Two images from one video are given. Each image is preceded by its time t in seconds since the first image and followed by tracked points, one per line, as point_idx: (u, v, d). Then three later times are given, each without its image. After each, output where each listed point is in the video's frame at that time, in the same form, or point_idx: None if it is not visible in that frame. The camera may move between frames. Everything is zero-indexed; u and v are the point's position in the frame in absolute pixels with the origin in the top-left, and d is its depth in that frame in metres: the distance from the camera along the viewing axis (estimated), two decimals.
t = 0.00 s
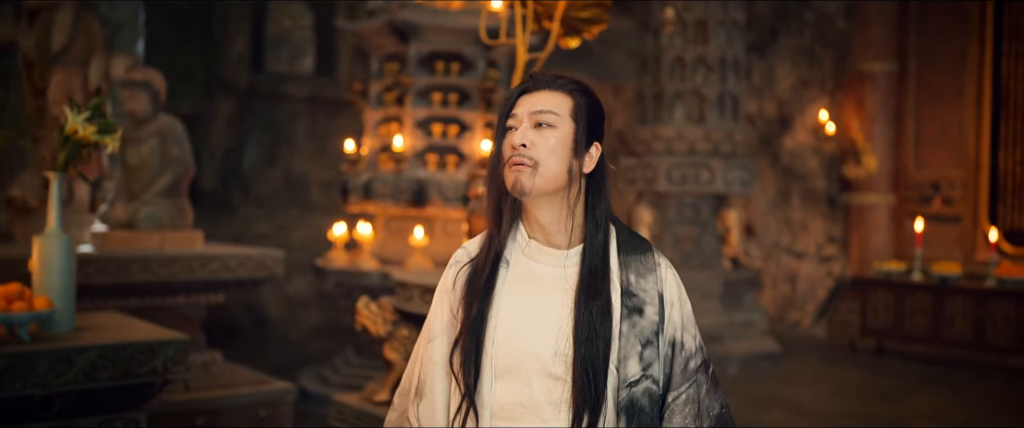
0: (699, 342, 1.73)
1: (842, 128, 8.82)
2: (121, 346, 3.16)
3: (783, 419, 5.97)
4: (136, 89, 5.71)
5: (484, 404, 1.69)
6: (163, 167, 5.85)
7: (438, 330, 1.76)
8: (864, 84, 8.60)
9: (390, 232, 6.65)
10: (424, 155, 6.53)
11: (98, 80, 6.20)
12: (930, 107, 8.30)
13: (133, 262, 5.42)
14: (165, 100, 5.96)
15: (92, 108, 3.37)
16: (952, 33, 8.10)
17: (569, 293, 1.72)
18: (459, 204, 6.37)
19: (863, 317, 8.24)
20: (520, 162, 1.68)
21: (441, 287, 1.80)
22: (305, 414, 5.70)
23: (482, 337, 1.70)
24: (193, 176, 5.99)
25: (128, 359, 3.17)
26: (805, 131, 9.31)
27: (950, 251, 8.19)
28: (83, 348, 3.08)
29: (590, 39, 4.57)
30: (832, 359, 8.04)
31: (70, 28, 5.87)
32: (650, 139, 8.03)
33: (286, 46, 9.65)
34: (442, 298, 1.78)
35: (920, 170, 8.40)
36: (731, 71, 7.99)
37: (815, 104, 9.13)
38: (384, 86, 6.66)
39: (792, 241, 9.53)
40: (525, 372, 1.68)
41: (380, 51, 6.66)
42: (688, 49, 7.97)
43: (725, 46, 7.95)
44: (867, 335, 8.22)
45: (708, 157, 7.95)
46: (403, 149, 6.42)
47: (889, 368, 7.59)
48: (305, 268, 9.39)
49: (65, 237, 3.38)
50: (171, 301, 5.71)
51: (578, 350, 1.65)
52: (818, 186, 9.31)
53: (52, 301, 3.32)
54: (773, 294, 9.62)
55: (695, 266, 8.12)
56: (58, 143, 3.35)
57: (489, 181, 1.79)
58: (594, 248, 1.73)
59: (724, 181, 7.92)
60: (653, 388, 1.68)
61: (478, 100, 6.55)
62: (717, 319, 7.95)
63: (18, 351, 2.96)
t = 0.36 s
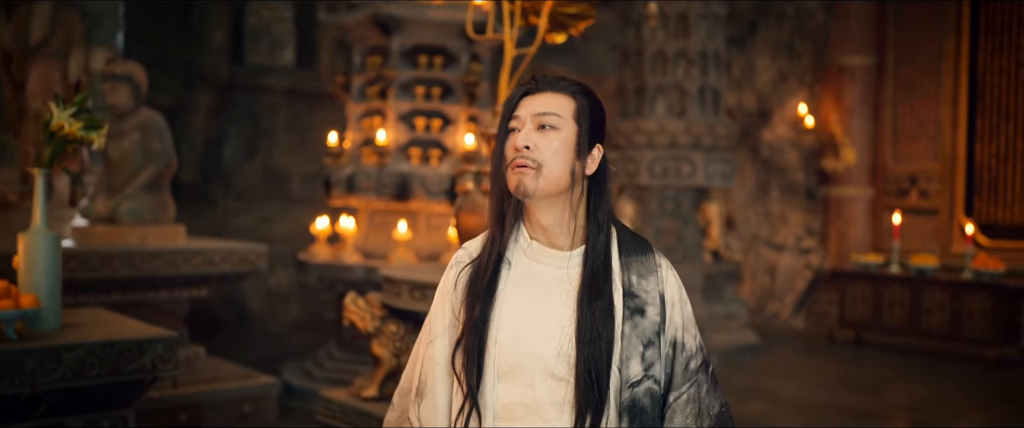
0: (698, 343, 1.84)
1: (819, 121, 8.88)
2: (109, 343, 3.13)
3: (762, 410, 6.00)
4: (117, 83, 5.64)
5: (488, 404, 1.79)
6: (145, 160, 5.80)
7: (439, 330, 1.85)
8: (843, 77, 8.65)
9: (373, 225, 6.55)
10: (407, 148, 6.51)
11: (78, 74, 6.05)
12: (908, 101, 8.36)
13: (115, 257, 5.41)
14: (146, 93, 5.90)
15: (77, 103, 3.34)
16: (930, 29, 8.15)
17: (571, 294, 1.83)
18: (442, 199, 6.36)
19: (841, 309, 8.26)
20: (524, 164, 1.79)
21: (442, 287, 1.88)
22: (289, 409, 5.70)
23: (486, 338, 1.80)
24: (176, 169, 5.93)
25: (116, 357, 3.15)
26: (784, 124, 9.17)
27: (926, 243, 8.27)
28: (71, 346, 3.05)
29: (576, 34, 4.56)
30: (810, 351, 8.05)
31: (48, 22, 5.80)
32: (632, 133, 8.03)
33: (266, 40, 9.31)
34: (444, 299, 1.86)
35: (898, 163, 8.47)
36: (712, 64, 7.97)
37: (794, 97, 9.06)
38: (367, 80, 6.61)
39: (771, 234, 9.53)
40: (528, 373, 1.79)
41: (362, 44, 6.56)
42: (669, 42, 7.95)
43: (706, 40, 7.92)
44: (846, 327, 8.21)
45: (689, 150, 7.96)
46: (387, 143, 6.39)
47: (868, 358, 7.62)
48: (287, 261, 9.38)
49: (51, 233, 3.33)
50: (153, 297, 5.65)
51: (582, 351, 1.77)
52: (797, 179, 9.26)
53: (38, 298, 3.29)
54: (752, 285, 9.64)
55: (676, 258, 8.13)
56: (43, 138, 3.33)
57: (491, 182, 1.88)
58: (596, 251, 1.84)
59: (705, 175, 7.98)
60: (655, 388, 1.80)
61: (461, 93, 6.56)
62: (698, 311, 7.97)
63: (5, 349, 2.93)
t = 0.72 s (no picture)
0: (696, 342, 1.87)
1: (797, 113, 8.78)
2: (96, 341, 3.12)
3: (742, 401, 6.05)
4: (96, 75, 5.60)
5: (488, 404, 1.82)
6: (125, 154, 5.76)
7: (439, 331, 1.88)
8: (820, 70, 8.59)
9: (355, 218, 6.54)
10: (389, 141, 6.49)
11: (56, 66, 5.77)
12: (884, 95, 8.44)
13: (96, 251, 5.36)
14: (126, 86, 5.85)
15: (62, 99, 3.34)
16: (905, 23, 8.25)
17: (570, 294, 1.86)
18: (425, 192, 6.33)
19: (819, 300, 8.29)
20: (524, 165, 1.82)
21: (442, 287, 1.91)
22: (271, 403, 5.69)
23: (487, 338, 1.82)
24: (156, 162, 5.87)
25: (102, 354, 3.14)
26: (762, 116, 9.14)
27: (902, 235, 8.38)
28: (57, 343, 3.03)
29: (563, 29, 4.56)
30: (788, 343, 8.08)
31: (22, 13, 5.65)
32: (612, 126, 8.04)
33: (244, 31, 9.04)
34: (444, 300, 1.89)
35: (874, 156, 8.55)
36: (691, 57, 7.97)
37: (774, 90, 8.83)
38: (348, 73, 6.58)
39: (748, 225, 9.48)
40: (529, 373, 1.81)
41: (343, 36, 6.56)
42: (649, 35, 7.93)
43: (686, 33, 7.91)
44: (823, 318, 8.26)
45: (669, 143, 7.97)
46: (368, 136, 6.35)
47: (844, 350, 7.68)
48: (266, 254, 9.31)
49: (36, 231, 3.31)
50: (133, 291, 5.59)
51: (582, 350, 1.79)
52: (774, 171, 9.21)
53: (23, 295, 3.27)
54: (730, 276, 9.62)
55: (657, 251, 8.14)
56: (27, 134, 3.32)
57: (490, 182, 1.92)
58: (594, 251, 1.87)
59: (684, 167, 7.98)
60: (654, 387, 1.82)
61: (443, 87, 6.54)
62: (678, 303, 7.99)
63: None
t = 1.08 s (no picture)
0: (691, 340, 1.93)
1: (774, 104, 8.84)
2: (81, 337, 3.11)
3: (722, 391, 6.09)
4: (74, 67, 5.57)
5: (487, 400, 1.87)
6: (104, 147, 5.72)
7: (437, 329, 1.92)
8: (796, 62, 8.64)
9: (335, 210, 6.50)
10: (370, 133, 6.47)
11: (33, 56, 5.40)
12: (859, 87, 8.52)
13: (76, 244, 5.32)
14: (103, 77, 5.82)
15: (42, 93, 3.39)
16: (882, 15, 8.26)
17: (568, 292, 1.91)
18: (405, 184, 6.37)
19: (795, 289, 8.37)
20: (523, 165, 1.88)
21: (440, 285, 1.96)
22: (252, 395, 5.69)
23: (486, 336, 1.87)
24: (135, 154, 5.85)
25: (87, 351, 3.13)
26: (739, 108, 9.10)
27: (877, 226, 8.47)
28: (42, 340, 3.01)
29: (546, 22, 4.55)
30: (765, 332, 8.15)
31: None
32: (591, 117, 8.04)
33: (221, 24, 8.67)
34: (442, 298, 1.94)
35: (848, 147, 8.65)
36: (670, 49, 7.98)
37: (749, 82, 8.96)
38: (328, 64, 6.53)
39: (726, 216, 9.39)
40: (528, 371, 1.86)
41: (322, 29, 6.47)
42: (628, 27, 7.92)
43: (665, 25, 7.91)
44: (799, 308, 8.33)
45: (648, 134, 8.00)
46: (348, 128, 6.33)
47: (820, 339, 7.76)
48: (244, 246, 9.25)
49: (18, 227, 3.27)
50: (114, 283, 5.59)
51: (580, 348, 1.84)
52: (751, 162, 9.19)
53: (6, 291, 3.23)
54: (707, 267, 9.57)
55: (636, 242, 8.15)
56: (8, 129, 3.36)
57: (489, 180, 1.96)
58: (591, 249, 1.92)
59: (663, 159, 8.03)
60: (650, 384, 1.87)
61: (424, 79, 6.51)
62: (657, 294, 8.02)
63: None
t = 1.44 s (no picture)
0: (685, 333, 1.96)
1: (751, 93, 8.91)
2: (67, 330, 3.14)
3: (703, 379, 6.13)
4: (52, 55, 5.45)
5: (485, 393, 1.90)
6: (81, 136, 5.67)
7: (435, 322, 1.97)
8: (773, 51, 8.71)
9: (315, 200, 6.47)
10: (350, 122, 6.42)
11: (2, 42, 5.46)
12: (835, 76, 8.57)
13: (54, 235, 5.27)
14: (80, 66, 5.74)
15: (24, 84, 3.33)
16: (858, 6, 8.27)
17: (564, 287, 1.94)
18: (386, 174, 6.35)
19: (772, 277, 8.45)
20: (522, 161, 1.90)
21: (437, 280, 2.00)
22: (234, 385, 5.68)
23: (483, 329, 1.91)
24: (113, 144, 5.81)
25: (73, 343, 3.16)
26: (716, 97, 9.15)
27: (852, 214, 8.54)
28: (27, 333, 3.05)
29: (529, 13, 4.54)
30: (742, 320, 8.22)
31: None
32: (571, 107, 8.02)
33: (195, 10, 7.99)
34: (440, 293, 1.98)
35: (825, 135, 8.67)
36: (649, 38, 7.98)
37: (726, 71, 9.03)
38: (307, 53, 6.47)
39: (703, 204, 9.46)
40: (525, 364, 1.89)
41: (302, 17, 6.43)
42: (607, 16, 7.90)
43: (644, 14, 7.90)
44: (776, 296, 8.40)
45: (627, 123, 8.02)
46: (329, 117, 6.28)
47: (796, 327, 7.83)
48: (221, 235, 9.20)
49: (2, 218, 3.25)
50: (93, 274, 5.57)
51: (576, 341, 1.87)
52: (727, 150, 9.22)
53: None
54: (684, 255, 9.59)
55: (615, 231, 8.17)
56: None
57: (485, 176, 1.99)
58: (587, 243, 1.95)
59: (642, 148, 8.04)
60: (644, 377, 1.90)
61: (404, 68, 6.50)
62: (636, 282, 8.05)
63: None
